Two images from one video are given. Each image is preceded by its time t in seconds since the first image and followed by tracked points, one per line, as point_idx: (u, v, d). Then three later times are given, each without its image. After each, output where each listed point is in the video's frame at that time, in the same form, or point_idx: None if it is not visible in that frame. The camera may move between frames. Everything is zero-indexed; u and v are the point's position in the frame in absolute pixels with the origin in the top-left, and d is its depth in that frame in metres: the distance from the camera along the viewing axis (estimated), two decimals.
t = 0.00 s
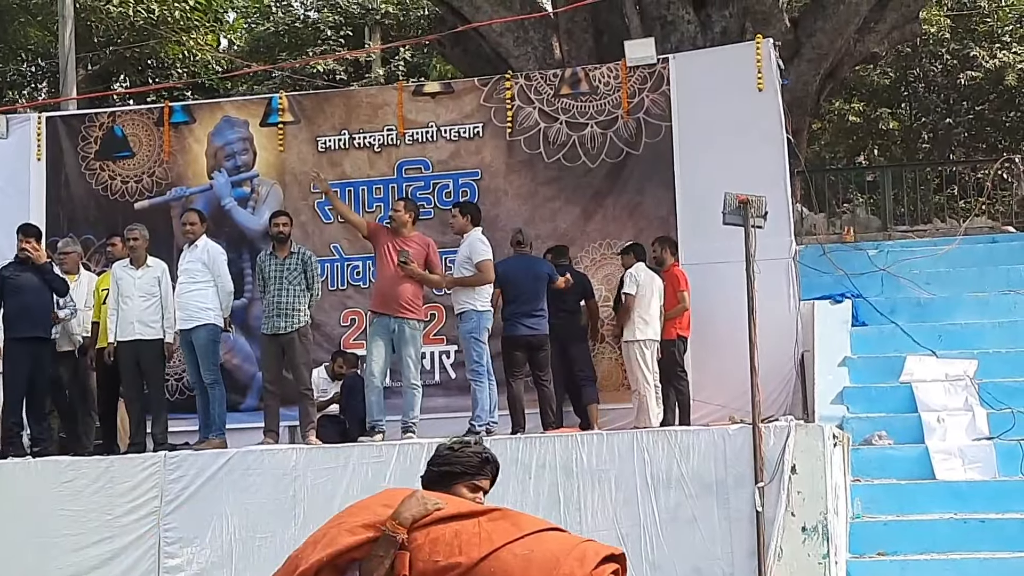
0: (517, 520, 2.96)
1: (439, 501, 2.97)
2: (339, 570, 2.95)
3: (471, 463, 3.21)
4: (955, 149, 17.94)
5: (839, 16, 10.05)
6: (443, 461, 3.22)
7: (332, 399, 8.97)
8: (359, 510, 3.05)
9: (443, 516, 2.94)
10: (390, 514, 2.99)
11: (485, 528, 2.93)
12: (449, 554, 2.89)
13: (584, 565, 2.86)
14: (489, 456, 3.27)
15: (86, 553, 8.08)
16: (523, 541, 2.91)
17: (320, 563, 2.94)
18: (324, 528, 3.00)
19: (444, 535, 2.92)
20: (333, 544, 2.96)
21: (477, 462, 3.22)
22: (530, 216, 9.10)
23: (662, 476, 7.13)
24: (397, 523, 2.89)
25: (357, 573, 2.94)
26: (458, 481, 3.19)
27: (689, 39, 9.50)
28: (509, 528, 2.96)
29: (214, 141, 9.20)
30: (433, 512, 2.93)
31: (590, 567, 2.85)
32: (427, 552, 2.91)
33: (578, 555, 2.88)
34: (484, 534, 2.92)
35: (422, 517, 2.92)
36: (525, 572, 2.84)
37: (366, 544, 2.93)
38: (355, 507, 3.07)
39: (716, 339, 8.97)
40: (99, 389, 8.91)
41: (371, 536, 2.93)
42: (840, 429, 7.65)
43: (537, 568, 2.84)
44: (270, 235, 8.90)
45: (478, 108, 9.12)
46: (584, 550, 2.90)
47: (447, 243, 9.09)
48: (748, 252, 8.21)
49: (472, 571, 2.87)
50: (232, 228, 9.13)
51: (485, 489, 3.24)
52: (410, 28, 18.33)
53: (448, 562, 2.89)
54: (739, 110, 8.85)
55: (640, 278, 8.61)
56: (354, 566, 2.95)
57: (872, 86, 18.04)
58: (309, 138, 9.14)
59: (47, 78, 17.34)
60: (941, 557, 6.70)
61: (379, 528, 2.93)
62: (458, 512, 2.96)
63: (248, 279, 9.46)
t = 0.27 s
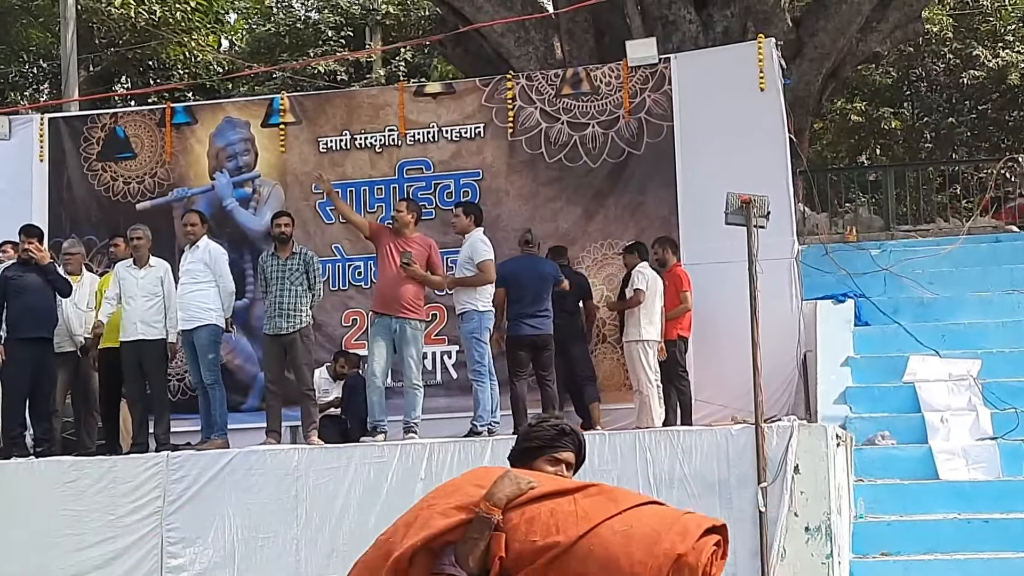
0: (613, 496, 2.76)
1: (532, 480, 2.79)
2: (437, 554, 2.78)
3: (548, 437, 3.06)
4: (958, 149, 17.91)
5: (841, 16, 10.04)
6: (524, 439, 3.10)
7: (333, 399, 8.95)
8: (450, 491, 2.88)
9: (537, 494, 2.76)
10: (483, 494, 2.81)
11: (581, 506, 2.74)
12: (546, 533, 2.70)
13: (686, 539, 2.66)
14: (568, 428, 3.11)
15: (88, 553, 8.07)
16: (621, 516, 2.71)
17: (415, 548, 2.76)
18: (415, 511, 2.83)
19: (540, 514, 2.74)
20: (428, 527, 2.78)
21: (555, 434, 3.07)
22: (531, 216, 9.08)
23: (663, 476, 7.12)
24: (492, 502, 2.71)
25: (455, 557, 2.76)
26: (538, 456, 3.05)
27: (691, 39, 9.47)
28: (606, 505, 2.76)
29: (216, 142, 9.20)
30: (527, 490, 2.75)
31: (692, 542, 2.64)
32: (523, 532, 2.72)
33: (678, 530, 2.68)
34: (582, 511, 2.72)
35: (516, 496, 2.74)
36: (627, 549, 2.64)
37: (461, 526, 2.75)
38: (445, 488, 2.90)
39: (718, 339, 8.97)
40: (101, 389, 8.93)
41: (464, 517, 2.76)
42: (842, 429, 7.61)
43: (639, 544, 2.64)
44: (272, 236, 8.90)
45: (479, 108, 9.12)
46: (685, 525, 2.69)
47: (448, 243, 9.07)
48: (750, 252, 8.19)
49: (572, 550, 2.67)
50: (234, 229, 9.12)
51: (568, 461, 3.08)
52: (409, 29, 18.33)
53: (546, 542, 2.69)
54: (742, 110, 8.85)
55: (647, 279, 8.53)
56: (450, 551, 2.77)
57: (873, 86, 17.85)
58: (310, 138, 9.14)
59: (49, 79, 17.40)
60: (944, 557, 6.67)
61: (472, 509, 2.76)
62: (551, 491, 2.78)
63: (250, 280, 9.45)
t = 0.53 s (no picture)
0: (748, 498, 2.58)
1: (662, 481, 2.62)
2: (564, 555, 2.58)
3: (676, 440, 3.00)
4: (999, 147, 17.77)
5: (881, 14, 10.00)
6: (650, 442, 3.04)
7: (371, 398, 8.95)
8: (577, 492, 2.69)
9: (669, 496, 2.58)
10: (614, 494, 2.62)
11: (715, 508, 2.56)
12: (678, 534, 2.52)
13: (824, 544, 2.45)
14: (697, 431, 3.03)
15: (128, 553, 7.92)
16: (757, 519, 2.52)
17: (542, 547, 2.57)
18: (541, 510, 2.64)
19: (672, 516, 2.55)
20: (555, 527, 2.59)
21: (684, 437, 3.00)
22: (569, 216, 9.07)
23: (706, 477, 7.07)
24: (624, 502, 2.53)
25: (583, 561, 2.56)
26: (669, 461, 2.99)
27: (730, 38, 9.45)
28: (739, 508, 2.58)
29: (255, 142, 9.23)
30: (659, 491, 2.58)
31: (831, 546, 2.43)
32: (655, 533, 2.53)
33: (816, 533, 2.47)
34: (715, 513, 2.54)
35: (648, 497, 2.56)
36: (763, 553, 2.45)
37: (590, 527, 2.56)
38: (573, 490, 2.71)
39: (757, 338, 8.94)
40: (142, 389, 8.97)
41: (593, 518, 2.57)
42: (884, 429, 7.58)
43: (776, 547, 2.45)
44: (310, 236, 8.93)
45: (517, 108, 9.11)
46: (824, 528, 2.49)
47: (486, 243, 9.07)
48: (790, 252, 8.16)
49: (705, 553, 2.48)
50: (273, 229, 9.14)
51: (698, 465, 3.01)
52: (448, 29, 18.18)
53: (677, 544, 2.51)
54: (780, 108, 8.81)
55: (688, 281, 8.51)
56: (578, 552, 2.57)
57: (913, 84, 17.88)
58: (349, 139, 9.15)
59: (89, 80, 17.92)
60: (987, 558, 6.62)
61: (603, 509, 2.57)
62: (684, 492, 2.60)
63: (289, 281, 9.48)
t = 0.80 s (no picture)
0: (911, 492, 2.64)
1: (820, 473, 2.67)
2: (721, 548, 2.65)
3: (842, 437, 2.93)
4: None
5: (937, 14, 9.97)
6: (813, 429, 2.97)
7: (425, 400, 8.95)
8: (728, 482, 2.75)
9: (828, 489, 2.64)
10: (769, 487, 2.67)
11: (877, 501, 2.62)
12: (842, 529, 2.59)
13: (995, 539, 2.50)
14: (861, 430, 2.99)
15: (184, 556, 7.87)
16: (923, 514, 2.58)
17: (700, 540, 2.63)
18: (693, 500, 2.69)
19: (833, 509, 2.62)
20: (710, 520, 2.64)
21: (849, 436, 2.94)
22: (623, 218, 9.06)
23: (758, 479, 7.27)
24: (783, 496, 2.59)
25: (742, 553, 2.63)
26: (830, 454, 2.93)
27: (785, 39, 9.47)
28: (901, 501, 2.64)
29: (309, 146, 9.26)
30: (819, 484, 2.64)
31: (1002, 541, 2.49)
32: (816, 528, 2.61)
33: (986, 529, 2.53)
34: (879, 508, 2.60)
35: (808, 490, 2.61)
36: (932, 548, 2.51)
37: (746, 520, 2.63)
38: (716, 478, 2.77)
39: (813, 340, 8.90)
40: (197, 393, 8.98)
41: (751, 511, 2.63)
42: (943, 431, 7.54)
43: (945, 543, 2.50)
44: (364, 240, 8.93)
45: (571, 110, 9.09)
46: (993, 524, 2.55)
47: (540, 246, 9.06)
48: (846, 255, 8.12)
49: (872, 548, 2.55)
50: (327, 233, 9.16)
51: (855, 464, 2.97)
52: (499, 29, 18.18)
53: (841, 539, 2.58)
54: (835, 109, 8.78)
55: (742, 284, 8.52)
56: (736, 546, 2.64)
57: (970, 84, 17.50)
58: (403, 142, 9.18)
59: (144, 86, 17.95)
60: None
61: (759, 502, 2.63)
62: (843, 485, 2.66)
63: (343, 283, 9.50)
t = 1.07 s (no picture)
0: None
1: (994, 493, 2.70)
2: (888, 562, 2.63)
3: (1001, 445, 3.04)
4: None
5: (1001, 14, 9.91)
6: (971, 434, 3.07)
7: (485, 403, 8.96)
8: (892, 495, 2.72)
9: (1003, 510, 2.68)
10: (942, 504, 2.65)
11: None
12: (1021, 553, 2.63)
13: None
14: (1016, 437, 3.09)
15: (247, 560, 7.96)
16: None
17: (869, 556, 2.61)
18: (860, 513, 2.68)
19: (1010, 531, 2.67)
20: (881, 535, 2.63)
21: (1008, 444, 3.05)
22: (684, 221, 9.05)
23: (824, 483, 7.23)
24: (964, 516, 2.58)
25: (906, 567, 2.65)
26: (985, 462, 3.04)
27: (847, 39, 9.40)
28: None
29: (369, 150, 9.32)
30: (995, 505, 2.67)
31: None
32: (992, 550, 2.66)
33: None
34: None
35: (985, 512, 2.62)
36: None
37: (920, 538, 2.62)
38: (882, 490, 2.74)
39: (878, 341, 8.78)
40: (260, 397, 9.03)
41: (923, 528, 2.62)
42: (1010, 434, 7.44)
43: None
44: (425, 243, 8.93)
45: (632, 112, 9.09)
46: None
47: (601, 248, 9.07)
48: (909, 258, 8.05)
49: None
50: (388, 236, 9.19)
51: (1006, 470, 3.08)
52: (560, 33, 18.48)
53: (1020, 563, 2.63)
54: (897, 110, 8.70)
55: (803, 287, 8.51)
56: (903, 561, 2.65)
57: None
58: (463, 145, 9.19)
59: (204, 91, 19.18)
60: None
61: (934, 520, 2.62)
62: (1018, 507, 2.70)
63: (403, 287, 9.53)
